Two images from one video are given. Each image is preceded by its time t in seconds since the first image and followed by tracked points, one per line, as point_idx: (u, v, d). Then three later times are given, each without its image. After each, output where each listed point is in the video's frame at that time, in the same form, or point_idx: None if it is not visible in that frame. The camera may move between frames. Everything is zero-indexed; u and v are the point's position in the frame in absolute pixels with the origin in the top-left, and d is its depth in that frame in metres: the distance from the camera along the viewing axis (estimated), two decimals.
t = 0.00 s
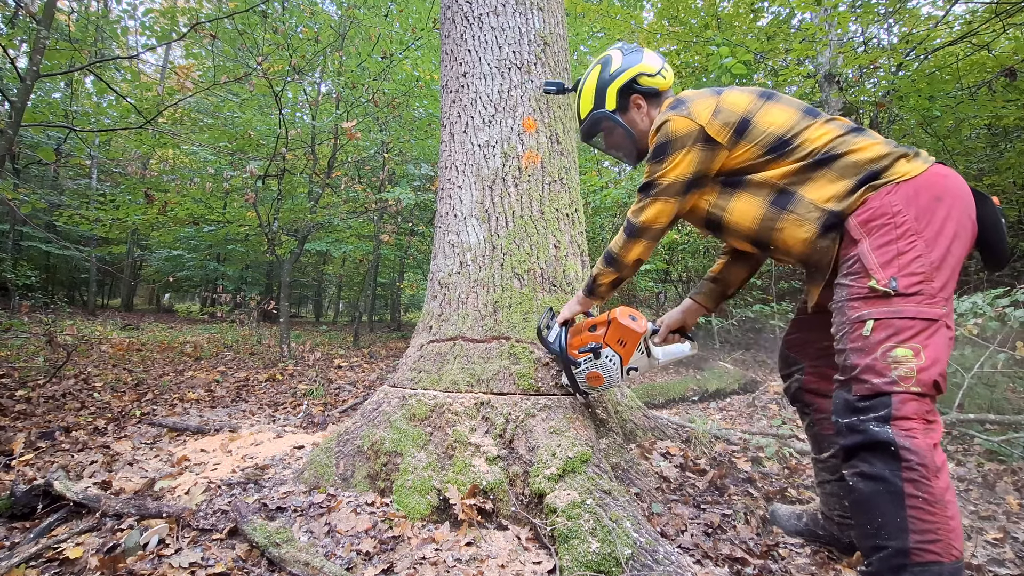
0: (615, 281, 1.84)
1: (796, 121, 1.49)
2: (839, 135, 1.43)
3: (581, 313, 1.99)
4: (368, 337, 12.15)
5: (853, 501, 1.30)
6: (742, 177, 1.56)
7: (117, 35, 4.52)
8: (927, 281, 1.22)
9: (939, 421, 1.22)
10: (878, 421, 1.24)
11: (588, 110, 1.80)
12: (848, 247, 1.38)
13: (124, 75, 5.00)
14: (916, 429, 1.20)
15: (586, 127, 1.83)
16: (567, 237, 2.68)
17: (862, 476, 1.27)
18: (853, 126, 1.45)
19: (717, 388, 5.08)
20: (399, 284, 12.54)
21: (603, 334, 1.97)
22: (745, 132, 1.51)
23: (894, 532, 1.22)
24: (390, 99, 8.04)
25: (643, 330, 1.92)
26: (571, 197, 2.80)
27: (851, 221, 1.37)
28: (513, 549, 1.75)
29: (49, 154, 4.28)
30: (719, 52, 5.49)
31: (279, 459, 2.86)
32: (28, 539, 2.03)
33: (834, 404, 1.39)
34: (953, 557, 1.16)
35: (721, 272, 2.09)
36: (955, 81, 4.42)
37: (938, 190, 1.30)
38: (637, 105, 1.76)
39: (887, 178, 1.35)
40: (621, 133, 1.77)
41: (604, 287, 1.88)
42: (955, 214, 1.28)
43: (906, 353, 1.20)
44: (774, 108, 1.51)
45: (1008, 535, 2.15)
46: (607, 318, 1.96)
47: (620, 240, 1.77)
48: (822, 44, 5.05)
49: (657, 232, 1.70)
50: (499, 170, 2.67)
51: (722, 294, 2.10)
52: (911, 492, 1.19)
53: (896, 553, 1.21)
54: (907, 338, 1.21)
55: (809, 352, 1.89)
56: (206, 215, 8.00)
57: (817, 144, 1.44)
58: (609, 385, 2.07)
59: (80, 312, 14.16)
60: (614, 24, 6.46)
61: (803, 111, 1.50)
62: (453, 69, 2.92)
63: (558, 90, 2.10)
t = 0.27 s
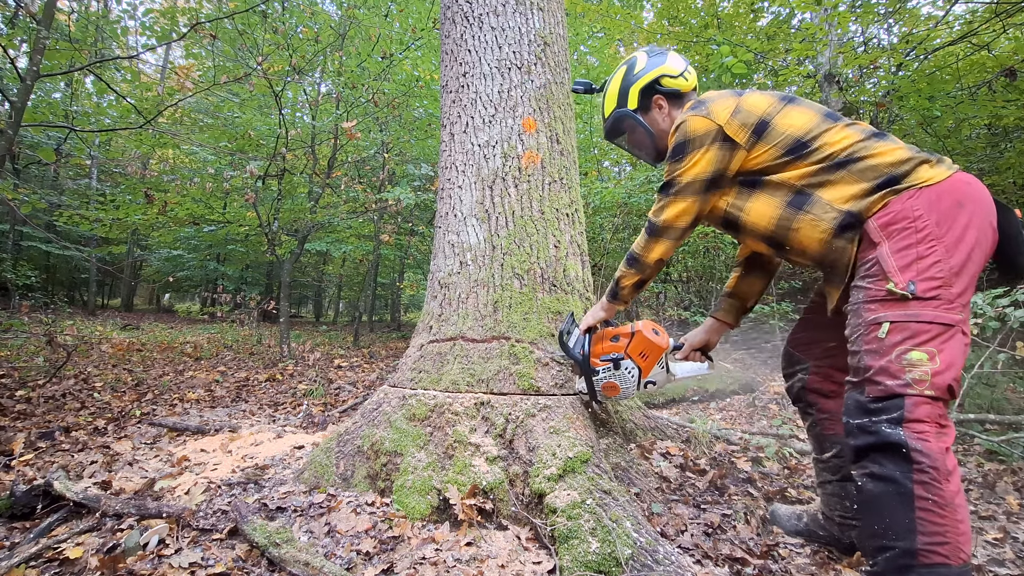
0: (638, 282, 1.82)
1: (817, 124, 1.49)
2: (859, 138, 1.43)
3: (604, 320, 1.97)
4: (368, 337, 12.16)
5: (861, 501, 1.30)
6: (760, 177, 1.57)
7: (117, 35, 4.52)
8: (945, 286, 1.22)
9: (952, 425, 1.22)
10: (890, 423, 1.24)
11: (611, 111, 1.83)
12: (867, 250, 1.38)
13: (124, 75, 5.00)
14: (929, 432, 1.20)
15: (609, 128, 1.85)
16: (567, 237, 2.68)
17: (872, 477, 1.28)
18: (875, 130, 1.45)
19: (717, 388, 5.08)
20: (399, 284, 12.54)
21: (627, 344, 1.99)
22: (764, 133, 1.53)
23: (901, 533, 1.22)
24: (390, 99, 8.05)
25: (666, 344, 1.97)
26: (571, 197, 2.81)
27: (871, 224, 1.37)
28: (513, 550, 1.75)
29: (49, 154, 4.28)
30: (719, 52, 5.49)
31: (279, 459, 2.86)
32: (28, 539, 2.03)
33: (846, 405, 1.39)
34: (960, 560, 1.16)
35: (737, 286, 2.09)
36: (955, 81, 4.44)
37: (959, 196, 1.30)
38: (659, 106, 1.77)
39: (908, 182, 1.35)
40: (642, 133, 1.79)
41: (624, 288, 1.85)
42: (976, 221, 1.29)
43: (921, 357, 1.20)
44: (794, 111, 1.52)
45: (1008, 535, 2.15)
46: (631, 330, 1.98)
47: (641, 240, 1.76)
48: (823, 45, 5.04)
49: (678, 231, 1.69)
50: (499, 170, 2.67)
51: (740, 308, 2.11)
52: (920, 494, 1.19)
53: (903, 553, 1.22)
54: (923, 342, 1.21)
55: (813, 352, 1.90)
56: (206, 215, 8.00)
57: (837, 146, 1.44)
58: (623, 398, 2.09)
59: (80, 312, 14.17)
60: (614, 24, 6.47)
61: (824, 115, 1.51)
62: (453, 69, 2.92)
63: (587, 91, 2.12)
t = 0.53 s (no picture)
0: (653, 288, 1.80)
1: (824, 130, 1.50)
2: (866, 145, 1.43)
3: (619, 329, 1.94)
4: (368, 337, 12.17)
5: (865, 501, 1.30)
6: (768, 183, 1.58)
7: (117, 35, 4.52)
8: (951, 289, 1.22)
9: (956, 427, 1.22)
10: (894, 423, 1.24)
11: (622, 119, 1.85)
12: (874, 253, 1.38)
13: (124, 75, 5.00)
14: (933, 433, 1.20)
15: (621, 137, 1.88)
16: (567, 237, 2.68)
17: (875, 477, 1.28)
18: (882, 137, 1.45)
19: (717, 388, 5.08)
20: (399, 284, 12.55)
21: (641, 356, 1.97)
22: (772, 139, 1.55)
23: (904, 533, 1.21)
24: (390, 99, 8.06)
25: (680, 357, 1.99)
26: (571, 197, 2.81)
27: (877, 228, 1.37)
28: (514, 550, 1.75)
29: (49, 154, 4.27)
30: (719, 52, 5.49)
31: (279, 459, 2.86)
32: (29, 539, 2.03)
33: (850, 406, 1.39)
34: (963, 560, 1.16)
35: (746, 299, 2.11)
36: (954, 81, 4.45)
37: (966, 203, 1.30)
38: (669, 115, 1.79)
39: (914, 188, 1.34)
40: (652, 140, 1.80)
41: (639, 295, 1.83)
42: (982, 228, 1.29)
43: (925, 359, 1.20)
44: (802, 117, 1.54)
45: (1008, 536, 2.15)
46: (646, 342, 1.97)
47: (654, 245, 1.76)
48: (823, 44, 5.04)
49: (690, 235, 1.69)
50: (499, 170, 2.67)
51: (752, 320, 2.11)
52: (924, 494, 1.19)
53: (905, 552, 1.21)
54: (927, 344, 1.21)
55: (813, 352, 1.90)
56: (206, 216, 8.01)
57: (844, 152, 1.45)
58: (631, 407, 2.07)
59: (80, 312, 14.17)
60: (615, 24, 6.47)
61: (831, 121, 1.52)
62: (453, 69, 2.92)
63: (601, 100, 2.12)
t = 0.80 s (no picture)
0: (670, 296, 1.76)
1: (827, 136, 1.51)
2: (868, 151, 1.45)
3: (637, 339, 1.90)
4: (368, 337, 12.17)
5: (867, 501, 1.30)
6: (772, 188, 1.58)
7: (117, 35, 4.52)
8: (954, 292, 1.22)
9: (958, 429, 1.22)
10: (897, 424, 1.24)
11: (627, 128, 1.85)
12: (877, 256, 1.38)
13: (124, 75, 5.00)
14: (936, 434, 1.20)
15: (627, 145, 1.87)
16: (567, 237, 2.68)
17: (877, 477, 1.28)
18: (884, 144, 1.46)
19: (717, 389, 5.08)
20: (399, 284, 12.56)
21: (659, 369, 1.96)
22: (776, 144, 1.56)
23: (906, 532, 1.21)
24: (390, 99, 8.06)
25: (696, 373, 2.00)
26: (571, 197, 2.81)
27: (881, 231, 1.37)
28: (514, 550, 1.75)
29: (49, 154, 4.27)
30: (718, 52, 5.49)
31: (279, 459, 2.86)
32: (28, 539, 2.03)
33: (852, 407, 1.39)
34: (964, 560, 1.16)
35: (753, 312, 2.12)
36: (954, 81, 4.44)
37: (968, 208, 1.31)
38: (675, 123, 1.78)
39: (917, 194, 1.35)
40: (658, 148, 1.80)
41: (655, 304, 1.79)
42: (983, 234, 1.29)
43: (928, 361, 1.20)
44: (805, 124, 1.55)
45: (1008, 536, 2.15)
46: (665, 356, 1.97)
47: (666, 251, 1.73)
48: (823, 44, 5.04)
49: (701, 241, 1.67)
50: (499, 170, 2.67)
51: (762, 332, 2.11)
52: (926, 495, 1.19)
53: (908, 552, 1.21)
54: (930, 346, 1.21)
55: (811, 352, 1.91)
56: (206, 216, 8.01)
57: (847, 157, 1.46)
58: (641, 417, 2.06)
59: (80, 312, 14.17)
60: (615, 24, 6.48)
61: (834, 128, 1.53)
62: (453, 69, 2.92)
63: (608, 110, 2.14)
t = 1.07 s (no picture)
0: (682, 303, 1.73)
1: (826, 142, 1.52)
2: (867, 155, 1.45)
3: (650, 348, 1.87)
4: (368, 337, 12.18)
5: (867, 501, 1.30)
6: (775, 194, 1.58)
7: (117, 35, 4.52)
8: (954, 295, 1.22)
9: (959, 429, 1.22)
10: (898, 425, 1.24)
11: (629, 139, 1.85)
12: (877, 259, 1.38)
13: (124, 75, 5.00)
14: (936, 434, 1.20)
15: (629, 156, 1.87)
16: (567, 236, 2.68)
17: (878, 477, 1.28)
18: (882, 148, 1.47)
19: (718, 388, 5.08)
20: (399, 284, 12.56)
21: (671, 380, 1.93)
22: (776, 150, 1.57)
23: (907, 532, 1.22)
24: (390, 99, 8.07)
25: (707, 387, 1.99)
26: (571, 197, 2.81)
27: (881, 234, 1.37)
28: (513, 550, 1.75)
29: (49, 154, 4.27)
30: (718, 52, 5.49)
31: (279, 459, 2.86)
32: (28, 540, 2.03)
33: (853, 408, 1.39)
34: (965, 559, 1.16)
35: (757, 322, 2.11)
36: (955, 81, 4.43)
37: (969, 211, 1.30)
38: (676, 133, 1.78)
39: (918, 197, 1.35)
40: (660, 158, 1.78)
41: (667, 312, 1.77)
42: (984, 236, 1.29)
43: (929, 362, 1.21)
44: (804, 130, 1.56)
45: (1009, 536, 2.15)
46: (678, 367, 1.95)
47: (675, 259, 1.72)
48: (823, 44, 5.04)
49: (709, 248, 1.66)
50: (499, 170, 2.67)
51: (768, 342, 2.10)
52: (927, 494, 1.19)
53: (909, 552, 1.21)
54: (931, 347, 1.21)
55: (808, 353, 1.90)
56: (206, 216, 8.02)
57: (846, 161, 1.47)
58: (649, 427, 2.02)
59: (80, 312, 14.17)
60: (615, 24, 6.48)
61: (832, 134, 1.54)
62: (453, 69, 2.92)
63: (611, 121, 2.14)
